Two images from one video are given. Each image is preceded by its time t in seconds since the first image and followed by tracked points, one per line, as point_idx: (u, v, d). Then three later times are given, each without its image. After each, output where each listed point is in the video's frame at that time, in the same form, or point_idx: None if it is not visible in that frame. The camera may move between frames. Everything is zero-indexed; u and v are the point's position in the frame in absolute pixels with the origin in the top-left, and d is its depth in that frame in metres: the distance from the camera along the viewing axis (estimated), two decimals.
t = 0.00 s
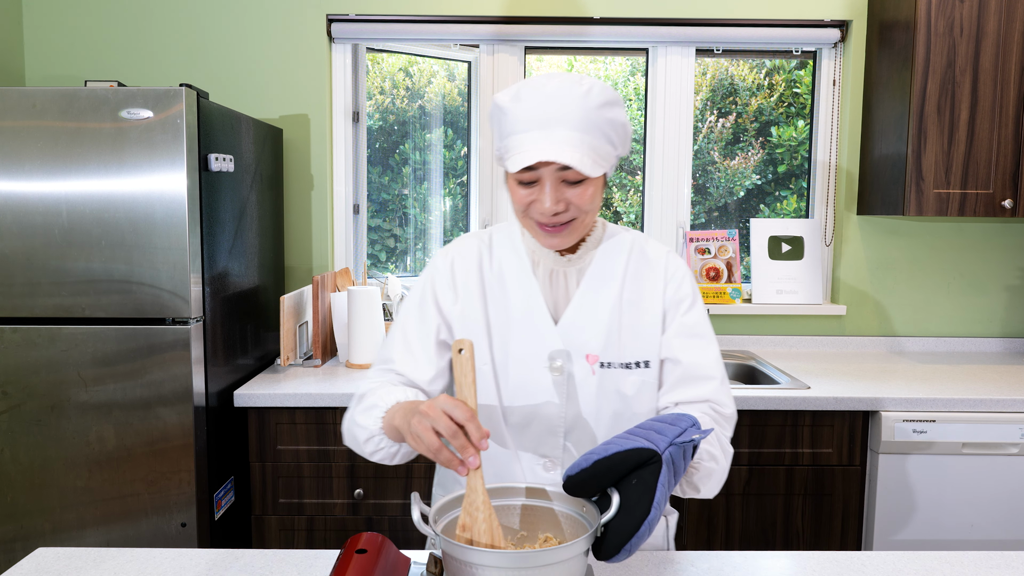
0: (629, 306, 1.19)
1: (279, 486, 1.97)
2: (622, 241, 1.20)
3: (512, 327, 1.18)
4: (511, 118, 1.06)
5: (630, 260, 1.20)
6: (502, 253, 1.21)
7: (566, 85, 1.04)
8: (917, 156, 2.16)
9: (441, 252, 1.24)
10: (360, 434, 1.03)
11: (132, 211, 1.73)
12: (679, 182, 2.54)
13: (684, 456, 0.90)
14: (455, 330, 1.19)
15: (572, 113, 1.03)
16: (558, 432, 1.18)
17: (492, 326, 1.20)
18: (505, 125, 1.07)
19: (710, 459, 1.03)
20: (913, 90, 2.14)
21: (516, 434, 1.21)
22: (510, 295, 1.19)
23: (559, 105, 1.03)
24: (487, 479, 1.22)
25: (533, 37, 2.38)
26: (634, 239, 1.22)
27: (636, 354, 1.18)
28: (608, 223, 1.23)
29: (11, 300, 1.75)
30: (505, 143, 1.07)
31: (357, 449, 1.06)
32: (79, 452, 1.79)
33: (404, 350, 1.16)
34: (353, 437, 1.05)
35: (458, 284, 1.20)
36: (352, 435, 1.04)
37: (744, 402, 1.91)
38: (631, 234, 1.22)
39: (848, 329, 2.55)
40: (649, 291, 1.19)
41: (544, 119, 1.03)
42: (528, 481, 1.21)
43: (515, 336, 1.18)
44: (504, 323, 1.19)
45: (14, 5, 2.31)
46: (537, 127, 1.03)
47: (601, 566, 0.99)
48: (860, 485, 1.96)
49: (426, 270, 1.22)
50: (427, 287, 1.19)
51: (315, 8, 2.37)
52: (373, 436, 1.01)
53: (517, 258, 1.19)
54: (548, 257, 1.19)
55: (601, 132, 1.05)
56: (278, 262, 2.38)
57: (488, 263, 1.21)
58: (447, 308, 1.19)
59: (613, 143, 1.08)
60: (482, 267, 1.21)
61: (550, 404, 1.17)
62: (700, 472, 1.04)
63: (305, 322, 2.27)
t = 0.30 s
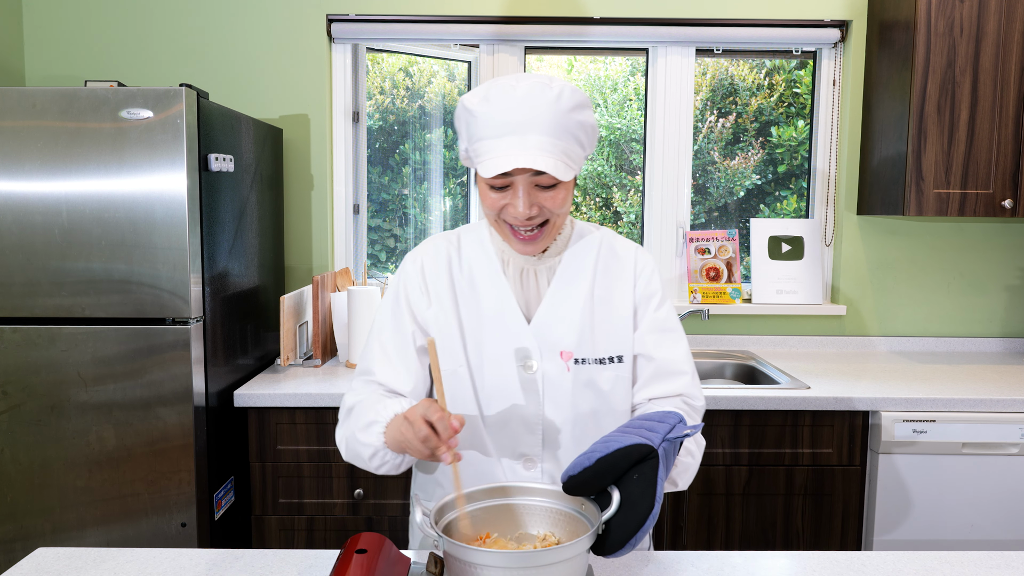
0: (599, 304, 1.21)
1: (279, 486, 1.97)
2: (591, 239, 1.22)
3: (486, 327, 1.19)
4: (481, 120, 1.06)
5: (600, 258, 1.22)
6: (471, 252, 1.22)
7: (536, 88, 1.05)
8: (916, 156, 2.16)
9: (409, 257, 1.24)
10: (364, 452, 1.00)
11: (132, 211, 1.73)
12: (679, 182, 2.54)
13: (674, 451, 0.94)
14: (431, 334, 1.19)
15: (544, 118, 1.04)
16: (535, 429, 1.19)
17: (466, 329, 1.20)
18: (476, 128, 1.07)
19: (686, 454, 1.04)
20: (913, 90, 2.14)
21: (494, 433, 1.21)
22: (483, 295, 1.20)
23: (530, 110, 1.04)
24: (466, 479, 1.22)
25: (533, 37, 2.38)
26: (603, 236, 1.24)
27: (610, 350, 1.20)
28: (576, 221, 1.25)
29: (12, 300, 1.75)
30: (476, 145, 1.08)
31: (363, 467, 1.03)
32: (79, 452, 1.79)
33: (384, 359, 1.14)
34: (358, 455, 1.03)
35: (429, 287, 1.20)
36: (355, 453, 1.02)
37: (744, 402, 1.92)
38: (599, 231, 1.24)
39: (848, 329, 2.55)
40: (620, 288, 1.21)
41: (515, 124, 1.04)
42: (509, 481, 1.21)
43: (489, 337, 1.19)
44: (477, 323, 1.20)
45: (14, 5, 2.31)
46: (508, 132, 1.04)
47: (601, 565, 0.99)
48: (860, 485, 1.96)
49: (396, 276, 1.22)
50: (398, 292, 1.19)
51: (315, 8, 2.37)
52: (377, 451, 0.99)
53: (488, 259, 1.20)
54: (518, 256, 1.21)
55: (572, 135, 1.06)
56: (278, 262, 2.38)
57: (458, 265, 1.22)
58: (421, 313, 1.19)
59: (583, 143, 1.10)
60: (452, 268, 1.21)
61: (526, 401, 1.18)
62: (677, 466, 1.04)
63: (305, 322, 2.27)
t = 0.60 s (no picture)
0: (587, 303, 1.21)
1: (279, 486, 1.97)
2: (577, 239, 1.23)
3: (475, 328, 1.19)
4: (473, 122, 1.06)
5: (587, 257, 1.23)
6: (458, 253, 1.22)
7: (527, 90, 1.05)
8: (916, 156, 2.16)
9: (395, 257, 1.23)
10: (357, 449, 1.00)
11: (131, 211, 1.73)
12: (679, 182, 2.54)
13: (674, 452, 0.93)
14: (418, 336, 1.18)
15: (536, 120, 1.04)
16: (526, 430, 1.18)
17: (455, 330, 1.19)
18: (467, 129, 1.07)
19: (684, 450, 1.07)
20: (913, 90, 2.14)
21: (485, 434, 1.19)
22: (472, 295, 1.20)
23: (521, 111, 1.04)
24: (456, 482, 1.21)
25: (533, 37, 2.38)
26: (589, 237, 1.25)
27: (599, 349, 1.20)
28: (562, 222, 1.26)
29: (12, 300, 1.75)
30: (467, 146, 1.08)
31: (354, 465, 1.03)
32: (79, 452, 1.79)
33: (370, 360, 1.13)
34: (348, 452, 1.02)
35: (416, 288, 1.19)
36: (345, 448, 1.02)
37: (744, 402, 1.92)
38: (584, 232, 1.26)
39: (848, 329, 2.55)
40: (607, 286, 1.22)
41: (507, 125, 1.04)
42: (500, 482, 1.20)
43: (479, 339, 1.18)
44: (465, 324, 1.19)
45: (13, 5, 2.31)
46: (501, 135, 1.04)
47: (602, 565, 0.99)
48: (860, 485, 1.96)
49: (381, 276, 1.21)
50: (385, 292, 1.18)
51: (315, 8, 2.37)
52: (371, 448, 0.99)
53: (476, 259, 1.21)
54: (506, 256, 1.21)
55: (563, 137, 1.07)
56: (278, 262, 2.38)
57: (445, 266, 1.22)
58: (408, 313, 1.18)
59: (572, 145, 1.10)
60: (439, 267, 1.21)
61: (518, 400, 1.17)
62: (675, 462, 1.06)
63: (305, 322, 2.27)
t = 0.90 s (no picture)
0: (582, 303, 1.21)
1: (279, 486, 1.97)
2: (571, 238, 1.24)
3: (470, 330, 1.19)
4: (473, 109, 1.06)
5: (581, 257, 1.23)
6: (451, 254, 1.23)
7: (528, 79, 1.05)
8: (916, 156, 2.16)
9: (386, 258, 1.22)
10: (334, 455, 0.99)
11: (131, 211, 1.73)
12: (679, 182, 2.54)
13: (673, 449, 0.93)
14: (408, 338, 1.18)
15: (536, 106, 1.04)
16: (524, 432, 1.18)
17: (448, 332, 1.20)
18: (468, 114, 1.07)
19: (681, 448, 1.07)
20: (913, 89, 2.14)
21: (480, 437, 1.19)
22: (466, 297, 1.20)
23: (524, 97, 1.04)
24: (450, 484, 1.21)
25: (532, 37, 2.38)
26: (583, 236, 1.25)
27: (594, 350, 1.20)
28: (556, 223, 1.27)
29: (11, 300, 1.75)
30: (466, 133, 1.07)
31: (330, 471, 1.01)
32: (79, 452, 1.79)
33: (355, 360, 1.12)
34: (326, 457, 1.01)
35: (407, 289, 1.19)
36: (324, 453, 1.00)
37: (744, 402, 1.92)
38: (578, 232, 1.26)
39: (848, 329, 2.55)
40: (601, 286, 1.22)
41: (509, 110, 1.04)
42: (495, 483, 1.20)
43: (474, 340, 1.18)
44: (460, 326, 1.19)
45: (14, 5, 2.31)
46: (502, 119, 1.04)
47: (602, 565, 1.00)
48: (860, 485, 1.96)
49: (372, 276, 1.20)
50: (374, 292, 1.18)
51: (315, 8, 2.37)
52: (349, 455, 0.98)
53: (470, 260, 1.21)
54: (500, 257, 1.21)
55: (561, 126, 1.07)
56: (278, 262, 2.39)
57: (439, 267, 1.22)
58: (398, 315, 1.17)
59: (570, 137, 1.11)
60: (432, 268, 1.22)
61: (515, 403, 1.17)
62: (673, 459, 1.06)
63: (305, 322, 2.27)
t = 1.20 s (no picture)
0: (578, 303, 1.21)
1: (279, 486, 1.97)
2: (567, 237, 1.23)
3: (466, 330, 1.19)
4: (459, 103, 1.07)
5: (578, 257, 1.23)
6: (446, 253, 1.23)
7: (515, 73, 1.06)
8: (916, 156, 2.16)
9: (384, 258, 1.23)
10: (333, 454, 0.98)
11: (131, 211, 1.73)
12: (679, 182, 2.54)
13: (671, 447, 0.94)
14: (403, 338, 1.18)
15: (523, 97, 1.04)
16: (519, 434, 1.18)
17: (444, 332, 1.20)
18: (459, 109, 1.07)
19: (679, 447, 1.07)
20: (913, 90, 2.14)
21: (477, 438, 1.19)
22: (461, 297, 1.20)
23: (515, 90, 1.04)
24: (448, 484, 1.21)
25: (532, 37, 2.38)
26: (579, 235, 1.25)
27: (591, 351, 1.20)
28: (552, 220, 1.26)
29: (12, 300, 1.75)
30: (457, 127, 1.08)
31: (327, 472, 1.00)
32: (79, 452, 1.79)
33: (352, 360, 1.13)
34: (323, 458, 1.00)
35: (403, 289, 1.19)
36: (321, 455, 0.99)
37: (744, 402, 1.92)
38: (574, 230, 1.26)
39: (848, 329, 2.55)
40: (598, 286, 1.22)
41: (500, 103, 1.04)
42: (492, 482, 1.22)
43: (469, 341, 1.18)
44: (456, 326, 1.19)
45: (14, 5, 2.31)
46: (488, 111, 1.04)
47: (602, 565, 1.00)
48: (860, 485, 1.96)
49: (369, 277, 1.21)
50: (370, 293, 1.18)
51: (315, 8, 2.37)
52: (348, 454, 0.97)
53: (465, 260, 1.21)
54: (496, 257, 1.21)
55: (550, 117, 1.07)
56: (278, 262, 2.39)
57: (434, 267, 1.22)
58: (394, 315, 1.18)
59: (561, 130, 1.11)
60: (428, 269, 1.22)
61: (511, 404, 1.17)
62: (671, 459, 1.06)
63: (305, 322, 2.27)
